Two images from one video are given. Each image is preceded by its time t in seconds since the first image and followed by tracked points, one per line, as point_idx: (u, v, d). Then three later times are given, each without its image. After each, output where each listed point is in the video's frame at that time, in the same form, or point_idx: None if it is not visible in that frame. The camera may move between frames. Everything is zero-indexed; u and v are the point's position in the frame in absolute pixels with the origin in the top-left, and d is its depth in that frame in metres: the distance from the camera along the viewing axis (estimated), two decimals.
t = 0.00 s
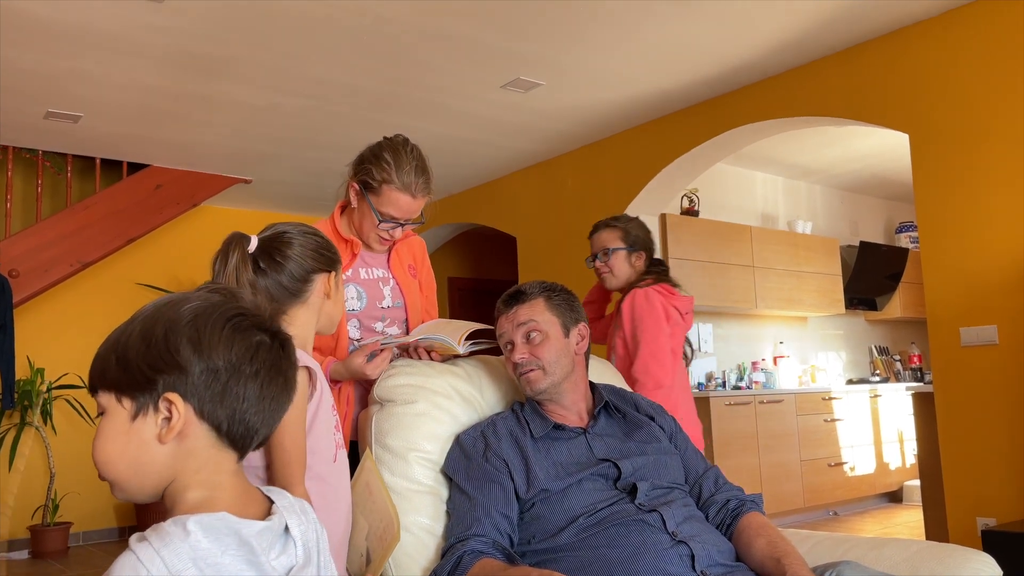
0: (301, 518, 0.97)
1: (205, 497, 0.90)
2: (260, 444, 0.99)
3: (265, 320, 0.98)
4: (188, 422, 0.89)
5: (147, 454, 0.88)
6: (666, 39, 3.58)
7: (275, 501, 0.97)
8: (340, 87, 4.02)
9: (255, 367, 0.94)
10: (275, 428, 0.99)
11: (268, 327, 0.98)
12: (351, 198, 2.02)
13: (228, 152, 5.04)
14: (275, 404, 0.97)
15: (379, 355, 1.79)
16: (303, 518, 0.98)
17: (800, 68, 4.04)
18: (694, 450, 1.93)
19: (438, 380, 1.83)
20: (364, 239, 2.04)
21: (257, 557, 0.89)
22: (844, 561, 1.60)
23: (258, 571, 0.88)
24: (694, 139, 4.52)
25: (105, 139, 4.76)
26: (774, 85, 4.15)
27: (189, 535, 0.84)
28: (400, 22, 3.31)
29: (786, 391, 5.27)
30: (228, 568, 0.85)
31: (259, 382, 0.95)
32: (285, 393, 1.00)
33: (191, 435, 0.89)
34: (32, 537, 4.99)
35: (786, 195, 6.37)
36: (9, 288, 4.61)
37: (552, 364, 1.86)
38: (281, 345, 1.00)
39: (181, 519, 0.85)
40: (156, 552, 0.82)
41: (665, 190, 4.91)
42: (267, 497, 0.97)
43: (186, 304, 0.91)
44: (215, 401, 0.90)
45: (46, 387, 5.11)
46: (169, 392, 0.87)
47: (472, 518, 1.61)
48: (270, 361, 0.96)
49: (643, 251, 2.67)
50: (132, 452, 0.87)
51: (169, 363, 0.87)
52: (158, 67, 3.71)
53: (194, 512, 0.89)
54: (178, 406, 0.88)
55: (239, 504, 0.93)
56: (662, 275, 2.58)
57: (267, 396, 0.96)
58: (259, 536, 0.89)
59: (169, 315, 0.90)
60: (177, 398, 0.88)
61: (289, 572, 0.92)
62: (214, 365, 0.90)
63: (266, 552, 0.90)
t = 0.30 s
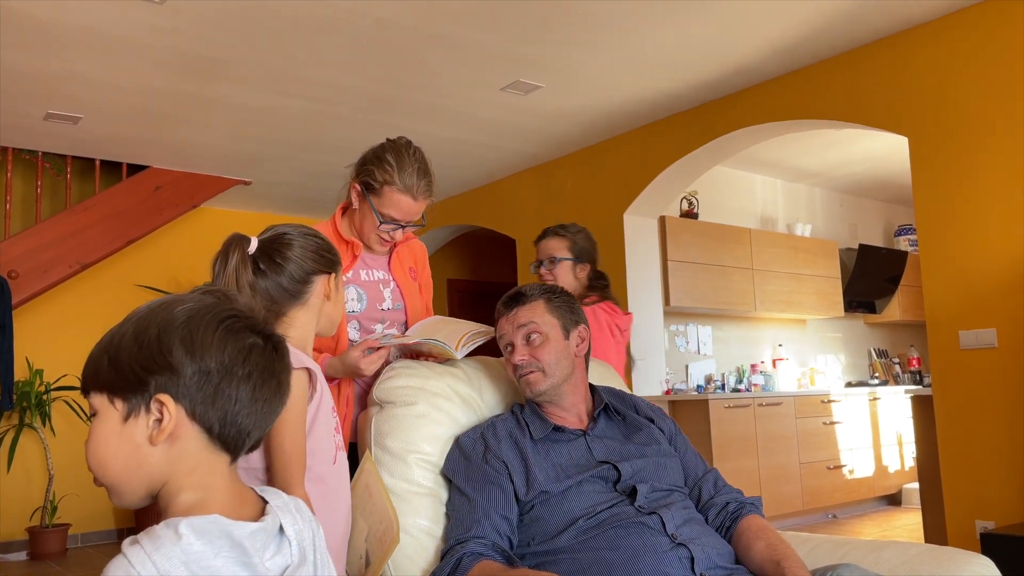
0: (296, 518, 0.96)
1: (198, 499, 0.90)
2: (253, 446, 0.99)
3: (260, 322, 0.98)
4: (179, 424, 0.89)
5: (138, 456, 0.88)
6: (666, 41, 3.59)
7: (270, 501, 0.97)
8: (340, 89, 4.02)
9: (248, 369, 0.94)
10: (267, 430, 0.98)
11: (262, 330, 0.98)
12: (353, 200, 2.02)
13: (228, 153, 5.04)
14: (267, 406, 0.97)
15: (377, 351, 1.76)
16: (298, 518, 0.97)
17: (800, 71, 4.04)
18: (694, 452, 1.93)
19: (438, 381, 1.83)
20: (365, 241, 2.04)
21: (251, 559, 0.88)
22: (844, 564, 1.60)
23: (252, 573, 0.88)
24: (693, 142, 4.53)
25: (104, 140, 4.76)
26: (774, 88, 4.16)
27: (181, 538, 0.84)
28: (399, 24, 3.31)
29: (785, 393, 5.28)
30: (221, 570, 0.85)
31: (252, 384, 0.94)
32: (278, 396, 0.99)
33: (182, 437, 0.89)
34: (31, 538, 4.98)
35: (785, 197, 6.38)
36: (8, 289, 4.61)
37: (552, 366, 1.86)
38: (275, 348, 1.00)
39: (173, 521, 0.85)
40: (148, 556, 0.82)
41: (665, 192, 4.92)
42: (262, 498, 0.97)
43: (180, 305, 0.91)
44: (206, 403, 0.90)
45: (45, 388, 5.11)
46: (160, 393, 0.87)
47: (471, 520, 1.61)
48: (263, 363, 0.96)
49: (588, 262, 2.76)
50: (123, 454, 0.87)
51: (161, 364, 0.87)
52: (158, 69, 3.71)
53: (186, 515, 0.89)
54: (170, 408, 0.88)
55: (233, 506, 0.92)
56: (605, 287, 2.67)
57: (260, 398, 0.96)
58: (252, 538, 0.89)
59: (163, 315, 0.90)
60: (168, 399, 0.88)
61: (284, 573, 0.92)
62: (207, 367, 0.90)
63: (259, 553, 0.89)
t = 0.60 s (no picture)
0: (290, 525, 0.96)
1: (191, 508, 0.90)
2: (246, 453, 0.98)
3: (254, 328, 0.97)
4: (171, 430, 0.89)
5: (130, 463, 0.87)
6: (665, 45, 3.60)
7: (263, 508, 0.97)
8: (340, 91, 4.03)
9: (242, 375, 0.94)
10: (261, 437, 0.98)
11: (256, 335, 0.98)
12: (353, 202, 2.02)
13: (228, 155, 5.04)
14: (261, 413, 0.97)
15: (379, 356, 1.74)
16: (291, 524, 0.97)
17: (800, 74, 4.05)
18: (693, 455, 1.93)
19: (437, 383, 1.82)
20: (365, 243, 2.04)
21: (244, 568, 0.88)
22: (842, 568, 1.60)
23: None
24: (693, 145, 4.53)
25: (104, 142, 4.76)
26: (774, 92, 4.16)
27: (175, 548, 0.83)
28: (400, 26, 3.32)
29: (784, 396, 5.28)
30: None
31: (246, 391, 0.94)
32: (272, 403, 0.99)
33: (174, 443, 0.89)
34: (29, 540, 4.97)
35: (785, 200, 6.39)
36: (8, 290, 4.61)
37: (552, 369, 1.86)
38: (269, 354, 0.99)
39: (167, 530, 0.85)
40: (141, 566, 0.81)
41: (665, 195, 4.92)
42: (256, 505, 0.97)
43: (174, 309, 0.91)
44: (200, 409, 0.90)
45: (44, 390, 5.10)
46: (153, 399, 0.87)
47: (470, 523, 1.61)
48: (257, 370, 0.96)
49: (529, 264, 2.83)
50: (116, 461, 0.87)
51: (154, 370, 0.87)
52: (158, 71, 3.72)
53: (179, 523, 0.89)
54: (162, 414, 0.87)
55: (225, 515, 0.92)
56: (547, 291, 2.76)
57: (254, 404, 0.95)
58: (247, 547, 0.89)
59: (156, 320, 0.90)
60: (160, 405, 0.87)
61: None
62: (200, 373, 0.90)
63: (253, 562, 0.89)
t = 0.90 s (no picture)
0: (291, 523, 0.97)
1: (194, 509, 0.90)
2: (246, 453, 0.99)
3: (249, 328, 0.97)
4: (172, 434, 0.88)
5: (132, 468, 0.87)
6: (665, 48, 3.60)
7: (264, 508, 0.97)
8: (341, 93, 4.03)
9: (240, 376, 0.94)
10: (260, 435, 0.98)
11: (252, 335, 0.98)
12: (354, 203, 2.02)
13: (229, 157, 5.05)
14: (260, 412, 0.97)
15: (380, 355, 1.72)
16: (293, 523, 0.97)
17: (800, 77, 4.06)
18: (692, 457, 1.93)
19: (436, 385, 1.82)
20: (366, 245, 2.04)
21: (249, 567, 0.88)
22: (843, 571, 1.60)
23: None
24: (693, 148, 4.54)
25: (105, 143, 4.77)
26: (774, 95, 4.17)
27: (180, 549, 0.83)
28: (401, 29, 3.32)
29: (784, 400, 5.28)
30: None
31: (244, 391, 0.94)
32: (270, 402, 0.99)
33: (176, 447, 0.89)
34: (29, 542, 4.97)
35: (785, 203, 6.39)
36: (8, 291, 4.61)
37: (552, 371, 1.86)
38: (266, 353, 0.99)
39: (172, 533, 0.85)
40: (148, 569, 0.81)
41: (665, 198, 4.92)
42: (257, 505, 0.97)
43: (168, 313, 0.90)
44: (199, 412, 0.90)
45: (43, 391, 5.10)
46: (152, 405, 0.87)
47: (469, 525, 1.61)
48: (255, 370, 0.96)
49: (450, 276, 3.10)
50: (116, 467, 0.87)
51: (152, 375, 0.87)
52: (159, 72, 3.72)
53: (182, 525, 0.89)
54: (162, 419, 0.87)
55: (227, 516, 0.92)
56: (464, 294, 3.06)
57: (253, 404, 0.96)
58: (251, 547, 0.89)
59: (151, 324, 0.89)
60: (160, 410, 0.87)
61: None
62: (199, 376, 0.90)
63: (257, 561, 0.90)
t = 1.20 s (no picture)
0: (294, 525, 0.96)
1: (198, 510, 0.90)
2: (249, 452, 0.99)
3: (248, 327, 0.97)
4: (174, 435, 0.89)
5: (136, 470, 0.87)
6: (666, 50, 3.61)
7: (267, 509, 0.97)
8: (341, 95, 4.03)
9: (240, 376, 0.94)
10: (262, 434, 0.98)
11: (250, 335, 0.97)
12: (356, 206, 2.01)
13: (230, 159, 5.05)
14: (261, 411, 0.97)
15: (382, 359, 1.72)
16: (297, 522, 0.97)
17: (801, 81, 4.06)
18: (693, 460, 1.93)
19: (436, 388, 1.82)
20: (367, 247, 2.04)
21: (251, 569, 0.88)
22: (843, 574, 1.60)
23: None
24: (693, 151, 4.54)
25: (106, 145, 4.77)
26: (775, 98, 4.17)
27: (182, 552, 0.83)
28: (401, 31, 3.33)
29: (784, 403, 5.27)
30: None
31: (245, 391, 0.94)
32: (271, 400, 0.99)
33: (179, 447, 0.89)
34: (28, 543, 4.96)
35: (786, 206, 6.39)
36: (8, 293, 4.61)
37: (551, 374, 1.86)
38: (265, 352, 0.99)
39: (173, 535, 0.85)
40: (149, 571, 0.81)
41: (666, 201, 4.92)
42: (261, 506, 0.97)
43: (166, 315, 0.90)
44: (201, 413, 0.90)
45: (43, 393, 5.09)
46: (153, 407, 0.87)
47: (469, 528, 1.61)
48: (254, 369, 0.96)
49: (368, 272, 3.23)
50: (119, 470, 0.87)
51: (152, 378, 0.87)
52: (160, 74, 3.73)
53: (186, 525, 0.89)
54: (164, 420, 0.87)
55: (231, 516, 0.92)
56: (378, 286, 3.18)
57: (254, 404, 0.96)
58: (252, 550, 0.89)
59: (149, 327, 0.89)
60: (161, 412, 0.87)
61: None
62: (199, 377, 0.89)
63: (259, 563, 0.89)
